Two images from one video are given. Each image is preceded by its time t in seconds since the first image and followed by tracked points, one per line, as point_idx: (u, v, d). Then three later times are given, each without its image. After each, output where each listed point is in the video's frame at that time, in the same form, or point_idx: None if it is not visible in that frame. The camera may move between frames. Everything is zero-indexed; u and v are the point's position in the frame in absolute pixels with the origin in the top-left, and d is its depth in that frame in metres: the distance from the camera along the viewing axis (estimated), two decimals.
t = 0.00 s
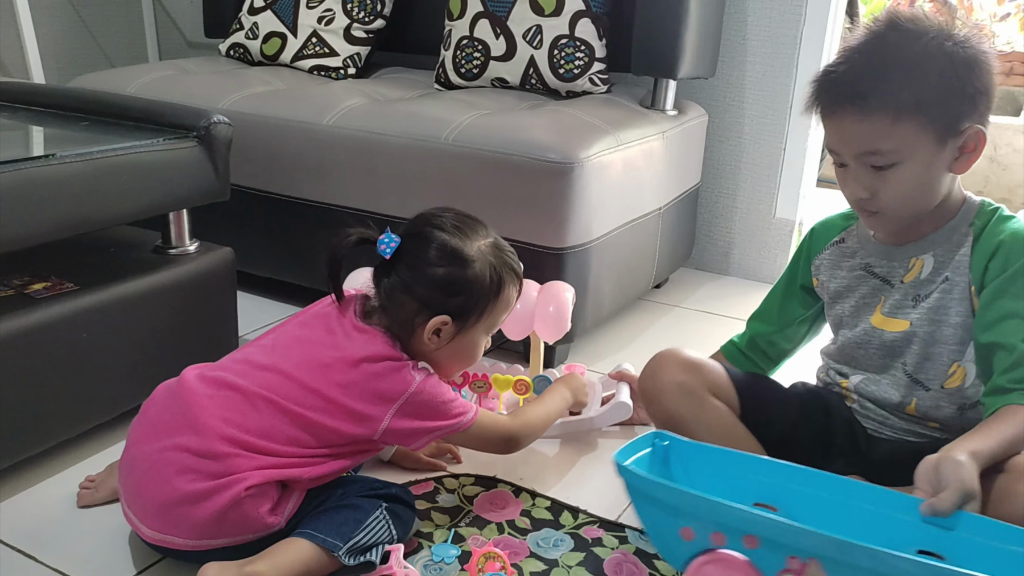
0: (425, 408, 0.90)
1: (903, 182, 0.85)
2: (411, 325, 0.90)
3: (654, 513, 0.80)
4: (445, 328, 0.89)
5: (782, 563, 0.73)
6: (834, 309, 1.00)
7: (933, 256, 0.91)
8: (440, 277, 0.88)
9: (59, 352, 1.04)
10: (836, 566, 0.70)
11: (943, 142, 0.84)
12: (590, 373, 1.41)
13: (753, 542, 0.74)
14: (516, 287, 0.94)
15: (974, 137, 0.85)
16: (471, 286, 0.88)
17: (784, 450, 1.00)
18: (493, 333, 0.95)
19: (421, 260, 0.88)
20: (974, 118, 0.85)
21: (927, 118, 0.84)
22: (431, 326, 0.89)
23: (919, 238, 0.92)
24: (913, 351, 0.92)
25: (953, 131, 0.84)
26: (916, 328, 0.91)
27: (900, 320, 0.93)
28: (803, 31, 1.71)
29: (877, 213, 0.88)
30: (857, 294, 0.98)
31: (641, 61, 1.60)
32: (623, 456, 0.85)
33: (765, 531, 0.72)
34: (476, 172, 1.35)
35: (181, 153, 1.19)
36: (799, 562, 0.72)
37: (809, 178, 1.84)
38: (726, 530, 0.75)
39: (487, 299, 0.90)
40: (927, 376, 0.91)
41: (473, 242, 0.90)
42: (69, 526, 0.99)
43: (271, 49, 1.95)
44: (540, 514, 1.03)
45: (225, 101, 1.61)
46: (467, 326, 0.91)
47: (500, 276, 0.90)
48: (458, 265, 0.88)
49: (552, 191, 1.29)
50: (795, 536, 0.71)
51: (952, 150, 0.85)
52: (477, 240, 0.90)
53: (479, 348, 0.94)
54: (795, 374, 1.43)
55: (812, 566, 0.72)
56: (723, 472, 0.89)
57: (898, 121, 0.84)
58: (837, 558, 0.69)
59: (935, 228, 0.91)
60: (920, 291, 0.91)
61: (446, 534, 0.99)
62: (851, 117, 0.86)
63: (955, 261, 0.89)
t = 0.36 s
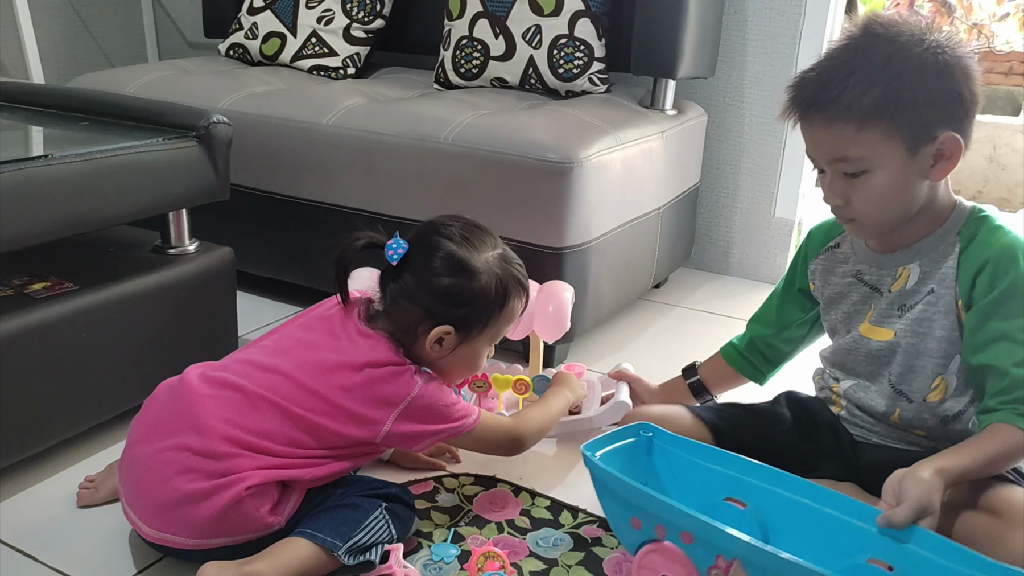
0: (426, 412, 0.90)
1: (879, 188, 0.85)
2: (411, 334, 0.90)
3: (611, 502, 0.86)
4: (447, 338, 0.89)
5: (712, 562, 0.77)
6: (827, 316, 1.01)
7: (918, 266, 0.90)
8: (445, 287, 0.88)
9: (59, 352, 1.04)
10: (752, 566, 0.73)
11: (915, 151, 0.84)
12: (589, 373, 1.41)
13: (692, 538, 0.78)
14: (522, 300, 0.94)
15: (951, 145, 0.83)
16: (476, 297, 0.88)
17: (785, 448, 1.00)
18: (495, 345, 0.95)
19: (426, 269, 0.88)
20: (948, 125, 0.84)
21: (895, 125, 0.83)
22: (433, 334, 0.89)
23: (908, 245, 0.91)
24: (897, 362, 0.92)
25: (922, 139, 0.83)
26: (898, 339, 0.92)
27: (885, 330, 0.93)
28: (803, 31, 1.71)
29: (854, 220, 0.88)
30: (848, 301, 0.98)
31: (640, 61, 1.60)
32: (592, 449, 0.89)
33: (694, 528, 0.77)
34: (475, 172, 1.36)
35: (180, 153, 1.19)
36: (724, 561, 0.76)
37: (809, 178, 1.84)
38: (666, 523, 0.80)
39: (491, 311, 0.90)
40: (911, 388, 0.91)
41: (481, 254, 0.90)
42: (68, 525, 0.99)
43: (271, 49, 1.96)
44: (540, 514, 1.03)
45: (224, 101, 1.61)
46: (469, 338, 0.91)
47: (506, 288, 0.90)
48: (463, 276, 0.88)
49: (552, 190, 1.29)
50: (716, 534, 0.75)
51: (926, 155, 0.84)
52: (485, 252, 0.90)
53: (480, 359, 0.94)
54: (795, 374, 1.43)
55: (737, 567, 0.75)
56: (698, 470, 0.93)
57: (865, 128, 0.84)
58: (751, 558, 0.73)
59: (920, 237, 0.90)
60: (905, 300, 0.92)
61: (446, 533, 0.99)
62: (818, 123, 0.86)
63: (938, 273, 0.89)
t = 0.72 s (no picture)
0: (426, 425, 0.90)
1: (847, 205, 0.85)
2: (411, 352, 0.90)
3: (599, 549, 0.85)
4: (445, 357, 0.89)
5: None
6: (810, 329, 1.00)
7: (899, 279, 0.90)
8: (444, 307, 0.87)
9: (58, 358, 1.04)
10: None
11: (882, 170, 0.84)
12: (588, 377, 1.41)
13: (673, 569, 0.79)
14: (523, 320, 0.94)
15: (921, 161, 0.83)
16: (476, 318, 0.88)
17: (784, 450, 1.00)
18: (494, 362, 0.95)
19: (426, 288, 0.88)
20: (920, 143, 0.84)
21: (861, 145, 0.83)
22: (431, 354, 0.89)
23: (886, 257, 0.91)
24: (886, 377, 0.91)
25: (894, 155, 0.83)
26: (888, 354, 0.91)
27: (871, 344, 0.93)
28: (800, 35, 1.72)
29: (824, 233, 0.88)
30: (829, 314, 0.97)
31: (637, 66, 1.61)
32: (579, 495, 0.88)
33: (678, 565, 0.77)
34: (473, 177, 1.36)
35: (177, 160, 1.19)
36: None
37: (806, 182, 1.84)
38: (645, 566, 0.79)
39: (492, 333, 0.90)
40: (903, 402, 0.91)
41: (483, 274, 0.89)
42: (67, 531, 0.99)
43: (269, 55, 1.96)
44: (539, 518, 1.03)
45: (222, 107, 1.61)
46: (469, 358, 0.90)
47: (507, 309, 0.90)
48: (464, 298, 0.87)
49: (550, 195, 1.30)
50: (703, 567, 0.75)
51: (897, 171, 0.84)
52: (487, 273, 0.89)
53: (480, 377, 0.94)
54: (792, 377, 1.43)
55: None
56: (679, 497, 0.92)
57: (831, 143, 0.84)
58: None
59: (900, 248, 0.90)
60: (890, 313, 0.91)
61: (445, 537, 0.99)
62: (787, 135, 0.87)
63: (923, 285, 0.89)
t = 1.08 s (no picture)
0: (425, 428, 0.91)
1: (827, 207, 0.86)
2: (414, 355, 0.90)
3: (598, 551, 0.85)
4: (446, 362, 0.89)
5: None
6: (808, 329, 1.01)
7: (896, 279, 0.90)
8: (446, 312, 0.87)
9: (58, 359, 1.04)
10: None
11: (862, 172, 0.84)
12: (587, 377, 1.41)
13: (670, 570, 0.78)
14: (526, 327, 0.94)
15: (900, 168, 0.83)
16: (478, 325, 0.88)
17: (784, 451, 1.00)
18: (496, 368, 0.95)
19: (428, 293, 0.88)
20: (897, 149, 0.83)
21: (839, 148, 0.84)
22: (433, 359, 0.89)
23: (884, 256, 0.91)
24: (884, 376, 0.92)
25: (871, 163, 0.83)
26: (885, 353, 0.91)
27: (869, 344, 0.93)
28: (799, 34, 1.72)
29: (812, 234, 0.89)
30: (827, 314, 0.98)
31: (636, 66, 1.61)
32: (577, 495, 0.88)
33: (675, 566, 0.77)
34: (473, 178, 1.36)
35: (177, 160, 1.19)
36: None
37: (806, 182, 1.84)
38: (643, 566, 0.79)
39: (494, 338, 0.89)
40: (902, 402, 0.91)
41: (487, 280, 0.89)
42: (67, 531, 0.99)
43: (269, 56, 1.96)
44: (538, 518, 1.03)
45: (222, 108, 1.61)
46: (470, 362, 0.90)
47: (510, 315, 0.89)
48: (467, 303, 0.87)
49: (550, 196, 1.30)
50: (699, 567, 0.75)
51: (876, 177, 0.84)
52: (491, 279, 0.89)
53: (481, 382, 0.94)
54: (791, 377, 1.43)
55: None
56: (679, 497, 0.92)
57: (809, 148, 0.85)
58: None
59: (895, 248, 0.90)
60: (885, 313, 0.91)
61: (444, 538, 0.99)
62: (772, 139, 0.88)
63: (920, 284, 0.89)
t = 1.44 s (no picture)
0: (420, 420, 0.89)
1: (821, 207, 0.86)
2: (394, 334, 0.90)
3: (598, 550, 0.85)
4: (425, 345, 0.88)
5: None
6: (799, 324, 1.01)
7: (882, 279, 0.90)
8: (433, 294, 0.87)
9: (57, 360, 1.04)
10: None
11: (857, 172, 0.84)
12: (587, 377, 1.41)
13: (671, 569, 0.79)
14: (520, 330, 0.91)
15: (895, 168, 0.84)
16: (461, 309, 0.87)
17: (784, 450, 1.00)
18: (483, 370, 0.91)
19: (423, 276, 0.89)
20: (891, 147, 0.83)
21: (835, 149, 0.83)
22: (411, 337, 0.88)
23: (873, 256, 0.91)
24: (869, 376, 0.92)
25: (864, 164, 0.84)
26: (868, 353, 0.91)
27: (853, 344, 0.93)
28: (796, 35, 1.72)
29: (806, 234, 0.89)
30: (817, 310, 0.98)
31: (636, 67, 1.61)
32: (577, 495, 0.88)
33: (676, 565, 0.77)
34: (472, 178, 1.36)
35: (177, 161, 1.19)
36: None
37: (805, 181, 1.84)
38: (643, 566, 0.79)
39: (476, 326, 0.87)
40: (887, 402, 0.91)
41: (481, 269, 0.89)
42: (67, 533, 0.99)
43: (268, 56, 1.96)
44: (538, 518, 1.03)
45: (221, 109, 1.61)
46: (449, 349, 0.88)
47: (498, 305, 0.88)
48: (453, 284, 0.87)
49: (549, 196, 1.30)
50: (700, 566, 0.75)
51: (871, 176, 0.84)
52: (486, 269, 0.89)
53: (463, 380, 0.91)
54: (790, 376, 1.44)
55: None
56: (678, 497, 0.92)
57: (804, 150, 0.84)
58: None
59: (883, 248, 0.90)
60: (870, 313, 0.91)
61: (444, 539, 0.99)
62: (766, 141, 0.87)
63: (903, 286, 0.89)
